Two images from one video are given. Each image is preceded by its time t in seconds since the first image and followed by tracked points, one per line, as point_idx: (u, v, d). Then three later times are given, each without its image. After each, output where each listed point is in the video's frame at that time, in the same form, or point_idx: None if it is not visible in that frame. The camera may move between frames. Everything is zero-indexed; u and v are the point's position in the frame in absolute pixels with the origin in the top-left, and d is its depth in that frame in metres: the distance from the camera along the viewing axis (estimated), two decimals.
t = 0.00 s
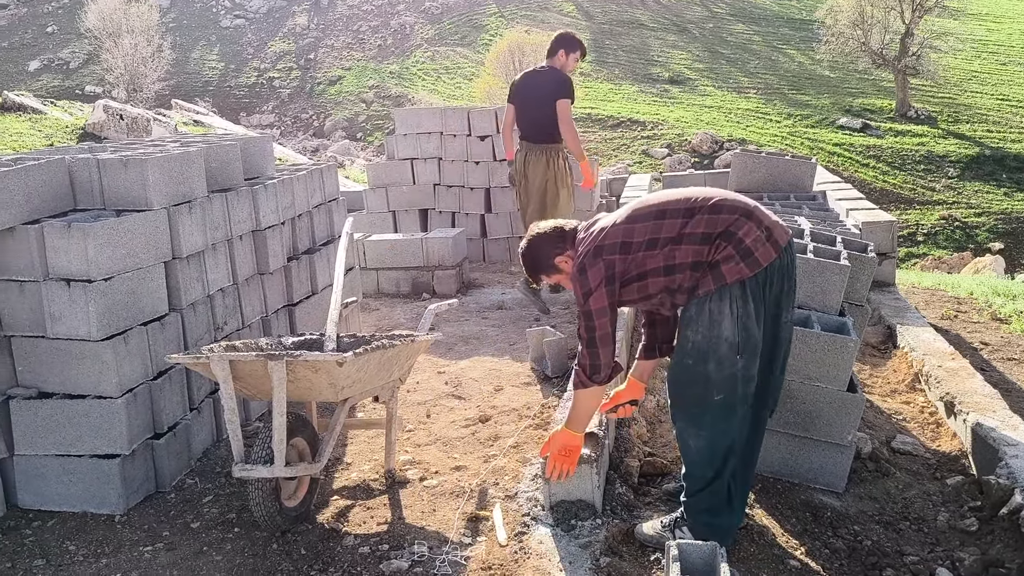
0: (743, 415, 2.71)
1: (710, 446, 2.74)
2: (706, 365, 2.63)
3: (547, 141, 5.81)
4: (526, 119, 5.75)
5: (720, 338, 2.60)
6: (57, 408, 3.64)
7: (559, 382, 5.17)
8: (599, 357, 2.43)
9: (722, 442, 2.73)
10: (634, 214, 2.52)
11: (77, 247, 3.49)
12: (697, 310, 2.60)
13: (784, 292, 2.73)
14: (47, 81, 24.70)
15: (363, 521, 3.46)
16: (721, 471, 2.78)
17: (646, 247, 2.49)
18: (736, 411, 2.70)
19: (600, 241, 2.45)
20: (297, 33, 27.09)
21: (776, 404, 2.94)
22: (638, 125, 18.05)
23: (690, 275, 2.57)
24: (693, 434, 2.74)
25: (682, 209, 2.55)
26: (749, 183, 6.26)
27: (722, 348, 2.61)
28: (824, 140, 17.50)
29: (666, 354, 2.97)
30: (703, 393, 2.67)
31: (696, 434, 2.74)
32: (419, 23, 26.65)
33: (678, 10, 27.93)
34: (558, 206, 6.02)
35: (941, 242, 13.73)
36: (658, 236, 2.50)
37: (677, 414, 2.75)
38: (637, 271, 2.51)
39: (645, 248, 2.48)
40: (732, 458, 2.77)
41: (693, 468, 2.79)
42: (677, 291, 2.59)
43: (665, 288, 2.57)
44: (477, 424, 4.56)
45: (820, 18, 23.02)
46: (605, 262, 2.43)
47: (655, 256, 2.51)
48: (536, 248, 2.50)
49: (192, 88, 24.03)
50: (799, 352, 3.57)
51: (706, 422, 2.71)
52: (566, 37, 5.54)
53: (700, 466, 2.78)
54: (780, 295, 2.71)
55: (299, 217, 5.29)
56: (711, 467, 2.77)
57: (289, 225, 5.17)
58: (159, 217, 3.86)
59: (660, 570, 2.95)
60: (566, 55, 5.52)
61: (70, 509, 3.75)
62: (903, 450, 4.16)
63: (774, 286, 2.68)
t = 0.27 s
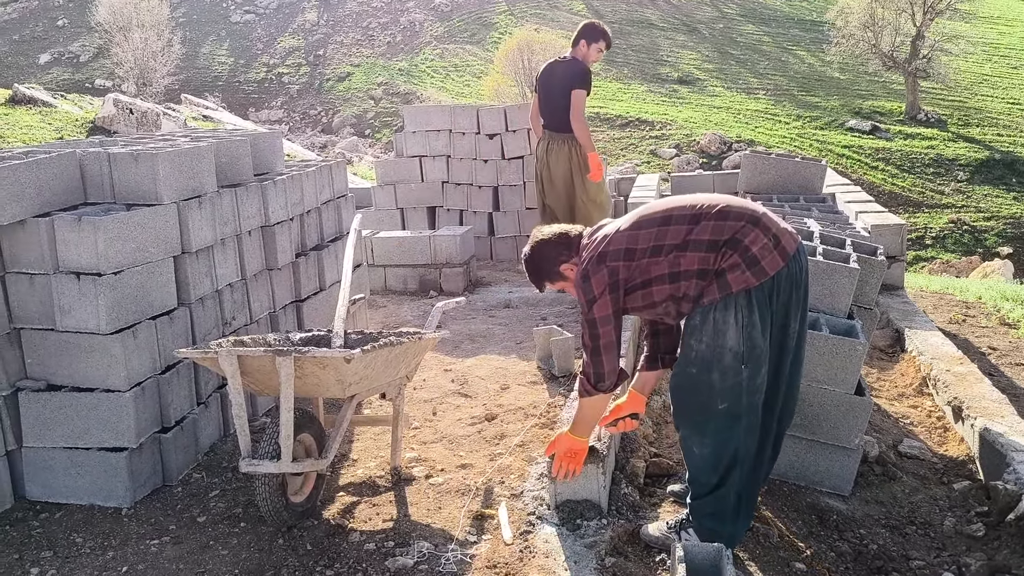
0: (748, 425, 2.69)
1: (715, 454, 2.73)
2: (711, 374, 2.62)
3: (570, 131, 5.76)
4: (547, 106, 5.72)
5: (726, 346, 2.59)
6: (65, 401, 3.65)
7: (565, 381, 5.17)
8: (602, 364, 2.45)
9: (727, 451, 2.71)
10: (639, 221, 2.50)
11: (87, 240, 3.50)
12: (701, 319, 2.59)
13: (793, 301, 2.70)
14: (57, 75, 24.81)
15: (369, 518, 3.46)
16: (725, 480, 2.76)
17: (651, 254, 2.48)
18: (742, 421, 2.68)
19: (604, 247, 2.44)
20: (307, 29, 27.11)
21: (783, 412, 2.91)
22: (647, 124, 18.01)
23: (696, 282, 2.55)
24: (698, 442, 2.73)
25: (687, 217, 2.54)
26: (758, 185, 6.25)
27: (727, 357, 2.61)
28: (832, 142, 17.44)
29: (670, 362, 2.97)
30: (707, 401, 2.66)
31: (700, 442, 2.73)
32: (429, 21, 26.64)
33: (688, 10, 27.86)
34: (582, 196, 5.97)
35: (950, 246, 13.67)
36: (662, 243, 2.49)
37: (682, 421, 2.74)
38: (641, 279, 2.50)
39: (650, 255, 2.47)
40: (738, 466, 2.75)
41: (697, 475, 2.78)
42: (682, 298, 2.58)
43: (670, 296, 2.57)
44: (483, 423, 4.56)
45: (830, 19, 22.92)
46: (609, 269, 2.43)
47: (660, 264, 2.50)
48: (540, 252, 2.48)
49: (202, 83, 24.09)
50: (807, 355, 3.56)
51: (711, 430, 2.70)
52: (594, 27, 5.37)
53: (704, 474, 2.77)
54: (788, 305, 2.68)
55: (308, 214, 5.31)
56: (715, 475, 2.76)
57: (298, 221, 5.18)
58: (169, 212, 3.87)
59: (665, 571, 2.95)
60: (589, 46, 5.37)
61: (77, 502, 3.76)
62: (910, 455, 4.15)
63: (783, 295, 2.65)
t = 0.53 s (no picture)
0: (754, 430, 2.69)
1: (720, 459, 2.72)
2: (718, 379, 2.62)
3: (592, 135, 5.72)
4: (569, 108, 5.71)
5: (733, 352, 2.59)
6: (68, 401, 3.65)
7: (567, 384, 5.17)
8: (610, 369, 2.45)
9: (732, 457, 2.71)
10: (647, 226, 2.49)
11: (91, 240, 3.49)
12: (709, 325, 2.58)
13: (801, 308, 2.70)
14: (58, 74, 24.82)
15: (372, 520, 3.46)
16: (729, 485, 2.76)
17: (660, 259, 2.47)
18: (748, 427, 2.68)
19: (612, 251, 2.43)
20: (307, 29, 27.13)
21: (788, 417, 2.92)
22: (647, 127, 18.02)
23: (703, 288, 2.55)
24: (703, 446, 2.73)
25: (697, 221, 2.52)
26: (761, 188, 6.23)
27: (734, 362, 2.60)
28: (833, 145, 17.44)
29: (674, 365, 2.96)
30: (713, 406, 2.66)
31: (705, 447, 2.73)
32: (430, 22, 26.67)
33: (689, 13, 27.89)
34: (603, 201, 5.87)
35: (949, 250, 13.67)
36: (672, 248, 2.48)
37: (688, 425, 2.74)
38: (649, 284, 2.50)
39: (659, 261, 2.47)
40: (743, 473, 2.74)
41: (702, 480, 2.78)
42: (691, 303, 2.58)
43: (677, 300, 2.57)
44: (485, 424, 4.56)
45: (831, 23, 22.93)
46: (618, 275, 2.42)
47: (668, 270, 2.50)
48: (546, 252, 2.44)
49: (202, 83, 24.12)
50: (811, 358, 3.56)
51: (717, 434, 2.69)
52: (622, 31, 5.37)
53: (708, 478, 2.76)
54: (796, 310, 2.68)
55: (310, 214, 5.30)
56: (719, 480, 2.75)
57: (300, 222, 5.18)
58: (172, 212, 3.87)
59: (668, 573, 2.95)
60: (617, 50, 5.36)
61: (80, 501, 3.77)
62: (912, 458, 4.14)
63: (791, 301, 2.65)
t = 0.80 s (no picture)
0: (759, 436, 2.70)
1: (725, 466, 2.73)
2: (724, 386, 2.63)
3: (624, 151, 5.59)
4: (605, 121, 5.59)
5: (738, 359, 2.60)
6: (66, 411, 3.63)
7: (565, 391, 5.17)
8: (616, 378, 2.46)
9: (737, 463, 2.71)
10: (650, 234, 2.50)
11: (88, 249, 3.48)
12: (713, 332, 2.59)
13: (803, 313, 2.72)
14: (48, 81, 24.75)
15: (371, 529, 3.45)
16: (733, 491, 2.76)
17: (664, 267, 2.48)
18: (753, 433, 2.68)
19: (616, 261, 2.43)
20: (298, 36, 27.13)
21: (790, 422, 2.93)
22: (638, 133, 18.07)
23: (707, 295, 2.57)
24: (707, 453, 2.73)
25: (700, 229, 2.53)
26: (756, 195, 6.25)
27: (739, 369, 2.61)
28: (823, 151, 17.53)
29: (673, 374, 2.95)
30: (718, 412, 2.66)
31: (710, 453, 2.73)
32: (421, 29, 26.71)
33: (679, 19, 28.03)
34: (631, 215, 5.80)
35: (939, 255, 13.74)
36: (676, 256, 2.49)
37: (692, 431, 2.75)
38: (653, 292, 2.51)
39: (663, 268, 2.48)
40: (747, 479, 2.74)
41: (706, 487, 2.78)
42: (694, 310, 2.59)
43: (680, 308, 2.57)
44: (484, 432, 4.56)
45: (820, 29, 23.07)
46: (623, 284, 2.43)
47: (673, 278, 2.51)
48: (551, 262, 2.44)
49: (193, 90, 24.08)
50: (810, 365, 3.57)
51: (722, 441, 2.70)
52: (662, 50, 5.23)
53: (712, 485, 2.77)
54: (798, 316, 2.69)
55: (307, 222, 5.30)
56: (723, 486, 2.76)
57: (297, 230, 5.18)
58: (170, 221, 3.86)
59: None
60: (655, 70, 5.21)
61: (77, 512, 3.75)
62: (910, 464, 4.15)
63: (794, 307, 2.66)
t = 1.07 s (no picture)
0: (756, 438, 2.73)
1: (723, 468, 2.75)
2: (722, 389, 2.65)
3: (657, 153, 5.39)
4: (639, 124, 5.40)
5: (736, 363, 2.61)
6: (56, 425, 3.60)
7: (556, 398, 5.17)
8: (616, 384, 2.47)
9: (735, 465, 2.74)
10: (648, 238, 2.51)
11: (78, 262, 3.45)
12: (710, 335, 2.60)
13: (798, 315, 2.74)
14: (24, 91, 24.52)
15: (366, 539, 3.43)
16: (731, 493, 2.79)
17: (662, 272, 2.50)
18: (751, 436, 2.71)
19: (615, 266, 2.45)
20: (278, 45, 27.05)
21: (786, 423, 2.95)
22: (620, 140, 18.16)
23: (705, 298, 2.59)
24: (706, 456, 2.76)
25: (697, 234, 2.56)
26: (744, 200, 6.30)
27: (737, 372, 2.63)
28: (802, 156, 17.70)
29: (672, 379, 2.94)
30: (717, 415, 2.69)
31: (707, 456, 2.75)
32: (401, 36, 26.73)
33: (658, 26, 28.25)
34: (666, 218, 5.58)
35: (919, 258, 13.90)
36: (674, 262, 2.51)
37: (690, 435, 2.77)
38: (651, 297, 2.53)
39: (661, 273, 2.50)
40: (744, 480, 2.77)
41: (703, 490, 2.80)
42: (691, 315, 2.61)
43: (678, 312, 2.59)
44: (476, 440, 4.55)
45: (798, 35, 23.32)
46: (622, 289, 2.45)
47: (670, 283, 2.53)
48: (549, 267, 2.45)
49: (172, 99, 23.94)
50: (801, 369, 3.60)
51: (720, 444, 2.73)
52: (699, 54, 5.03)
53: (711, 488, 2.79)
54: (793, 318, 2.72)
55: (295, 232, 5.28)
56: (721, 489, 2.78)
57: (286, 240, 5.16)
58: (160, 232, 3.84)
59: None
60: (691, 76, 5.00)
61: (68, 527, 3.70)
62: (900, 467, 4.19)
63: (789, 310, 2.68)
